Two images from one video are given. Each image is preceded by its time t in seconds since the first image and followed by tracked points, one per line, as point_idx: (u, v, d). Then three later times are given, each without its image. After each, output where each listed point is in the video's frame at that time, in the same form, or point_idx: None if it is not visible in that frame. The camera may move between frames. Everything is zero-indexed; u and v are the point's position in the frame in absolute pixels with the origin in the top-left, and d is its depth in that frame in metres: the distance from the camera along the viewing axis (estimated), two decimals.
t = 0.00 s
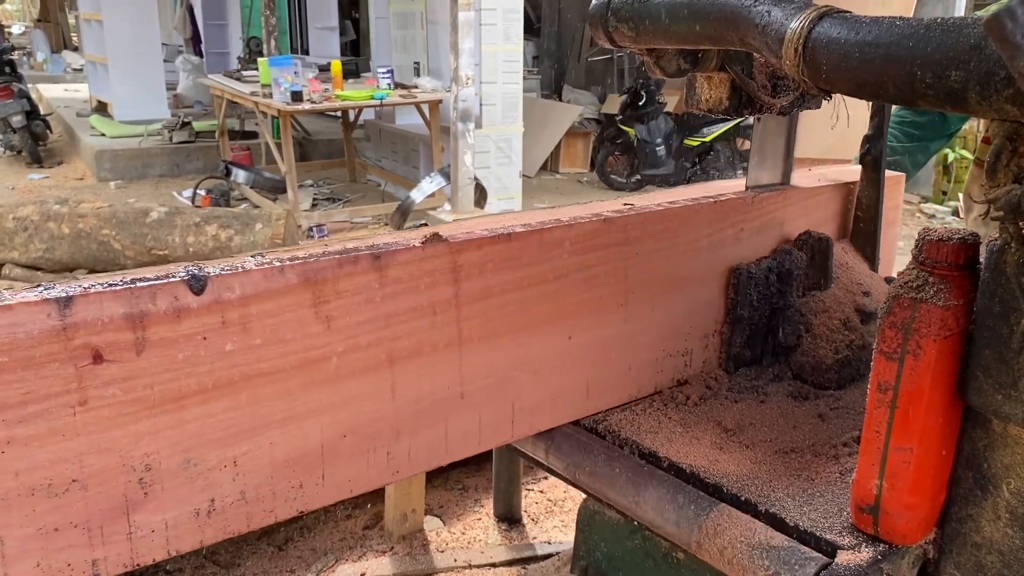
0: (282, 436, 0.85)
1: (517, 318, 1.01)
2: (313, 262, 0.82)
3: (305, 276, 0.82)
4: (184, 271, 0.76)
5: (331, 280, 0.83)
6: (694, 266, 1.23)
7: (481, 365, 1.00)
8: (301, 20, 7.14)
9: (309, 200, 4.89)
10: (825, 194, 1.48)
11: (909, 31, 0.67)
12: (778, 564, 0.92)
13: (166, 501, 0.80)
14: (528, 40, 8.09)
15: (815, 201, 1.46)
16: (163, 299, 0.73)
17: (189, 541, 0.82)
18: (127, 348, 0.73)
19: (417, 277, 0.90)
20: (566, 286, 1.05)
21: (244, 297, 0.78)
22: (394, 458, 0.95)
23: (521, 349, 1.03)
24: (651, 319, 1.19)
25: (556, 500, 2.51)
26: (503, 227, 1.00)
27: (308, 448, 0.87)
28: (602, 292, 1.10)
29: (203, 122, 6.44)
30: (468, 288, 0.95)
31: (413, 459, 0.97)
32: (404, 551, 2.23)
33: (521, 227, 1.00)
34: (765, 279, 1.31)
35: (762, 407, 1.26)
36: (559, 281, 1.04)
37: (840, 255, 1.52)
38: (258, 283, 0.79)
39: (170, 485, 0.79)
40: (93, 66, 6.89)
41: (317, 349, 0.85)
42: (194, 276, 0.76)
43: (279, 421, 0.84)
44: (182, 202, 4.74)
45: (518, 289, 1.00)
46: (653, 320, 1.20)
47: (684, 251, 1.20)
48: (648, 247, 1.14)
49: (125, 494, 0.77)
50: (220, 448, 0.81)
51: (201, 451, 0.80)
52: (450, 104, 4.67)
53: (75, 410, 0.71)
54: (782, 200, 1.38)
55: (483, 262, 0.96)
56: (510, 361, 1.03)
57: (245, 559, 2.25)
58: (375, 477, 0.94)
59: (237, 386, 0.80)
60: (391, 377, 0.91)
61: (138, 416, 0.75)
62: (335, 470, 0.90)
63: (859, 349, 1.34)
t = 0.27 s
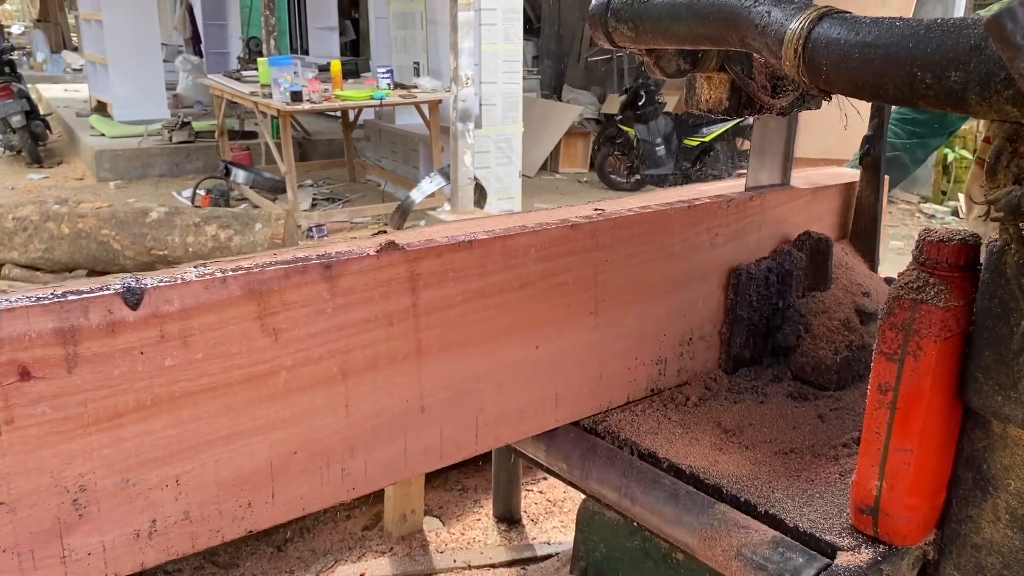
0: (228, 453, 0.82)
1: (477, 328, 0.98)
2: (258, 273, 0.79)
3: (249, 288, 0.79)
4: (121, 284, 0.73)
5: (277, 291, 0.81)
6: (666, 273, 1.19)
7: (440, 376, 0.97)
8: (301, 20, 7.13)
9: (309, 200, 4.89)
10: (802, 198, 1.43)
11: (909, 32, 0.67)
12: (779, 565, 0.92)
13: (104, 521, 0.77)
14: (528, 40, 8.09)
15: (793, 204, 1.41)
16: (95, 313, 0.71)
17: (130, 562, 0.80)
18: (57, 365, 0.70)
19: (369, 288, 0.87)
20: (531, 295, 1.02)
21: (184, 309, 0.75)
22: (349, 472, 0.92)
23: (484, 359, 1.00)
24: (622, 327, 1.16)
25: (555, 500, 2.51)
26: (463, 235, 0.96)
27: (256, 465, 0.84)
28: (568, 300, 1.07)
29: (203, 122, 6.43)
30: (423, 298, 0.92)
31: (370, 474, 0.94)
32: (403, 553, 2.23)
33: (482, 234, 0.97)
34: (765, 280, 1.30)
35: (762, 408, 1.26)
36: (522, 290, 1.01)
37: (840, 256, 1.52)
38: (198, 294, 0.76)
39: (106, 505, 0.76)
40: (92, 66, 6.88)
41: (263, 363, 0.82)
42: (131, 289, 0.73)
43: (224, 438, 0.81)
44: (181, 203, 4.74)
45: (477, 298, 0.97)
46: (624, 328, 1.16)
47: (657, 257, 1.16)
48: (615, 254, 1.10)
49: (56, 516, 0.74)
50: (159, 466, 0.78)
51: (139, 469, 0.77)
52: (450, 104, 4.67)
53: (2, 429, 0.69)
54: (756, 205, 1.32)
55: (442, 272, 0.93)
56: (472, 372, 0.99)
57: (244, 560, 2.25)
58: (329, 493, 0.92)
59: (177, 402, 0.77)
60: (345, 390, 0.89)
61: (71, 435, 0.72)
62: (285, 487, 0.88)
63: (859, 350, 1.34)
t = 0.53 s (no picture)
0: (171, 472, 0.78)
1: (439, 340, 0.93)
2: (201, 283, 0.74)
3: (190, 299, 0.74)
4: (51, 296, 0.68)
5: (220, 303, 0.76)
6: (640, 280, 1.14)
7: (399, 389, 0.92)
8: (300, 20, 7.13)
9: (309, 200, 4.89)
10: (786, 202, 1.37)
11: (909, 33, 0.66)
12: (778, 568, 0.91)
13: (37, 544, 0.72)
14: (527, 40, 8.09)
15: (777, 207, 1.36)
16: (22, 328, 0.66)
17: None
18: None
19: (321, 299, 0.82)
20: (495, 303, 0.97)
21: (119, 322, 0.71)
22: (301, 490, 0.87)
23: (447, 372, 0.95)
24: (593, 336, 1.11)
25: (555, 501, 2.50)
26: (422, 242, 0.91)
27: (200, 484, 0.80)
28: (536, 309, 1.02)
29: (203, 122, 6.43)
30: (380, 308, 0.87)
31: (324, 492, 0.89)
32: (402, 554, 2.23)
33: (442, 241, 0.92)
34: (764, 281, 1.30)
35: (762, 409, 1.26)
36: (487, 299, 0.96)
37: (840, 257, 1.51)
38: (136, 307, 0.71)
39: (38, 528, 0.72)
40: (92, 66, 6.88)
41: (206, 378, 0.77)
42: (62, 303, 0.68)
43: (166, 456, 0.77)
44: (180, 203, 4.73)
45: (435, 309, 0.92)
46: (612, 333, 1.14)
47: (631, 265, 1.11)
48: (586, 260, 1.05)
49: None
50: (94, 486, 0.74)
51: (75, 490, 0.73)
52: (450, 104, 4.66)
53: None
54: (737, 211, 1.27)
55: (401, 280, 0.88)
56: (432, 385, 0.95)
57: (243, 561, 2.24)
58: (281, 512, 0.87)
59: (111, 420, 0.73)
60: (296, 406, 0.84)
61: None
62: (232, 507, 0.83)
63: (859, 351, 1.33)
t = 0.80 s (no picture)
0: (109, 490, 0.74)
1: (395, 350, 0.90)
2: (137, 293, 0.71)
3: (125, 309, 0.71)
4: None
5: (158, 313, 0.73)
6: (610, 285, 1.11)
7: (355, 401, 0.89)
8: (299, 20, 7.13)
9: (308, 199, 4.89)
10: (765, 206, 1.33)
11: (909, 31, 0.66)
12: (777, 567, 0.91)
13: None
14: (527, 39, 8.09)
15: (756, 210, 1.32)
16: None
17: None
18: None
19: (267, 309, 0.79)
20: (455, 312, 0.94)
21: (49, 334, 0.67)
22: (250, 507, 0.84)
23: (405, 383, 0.92)
24: (562, 344, 1.08)
25: (554, 501, 2.50)
26: (377, 248, 0.88)
27: (140, 503, 0.77)
28: (500, 317, 0.99)
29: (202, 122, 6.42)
30: (330, 317, 0.84)
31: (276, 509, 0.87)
32: (400, 554, 2.23)
33: (398, 248, 0.89)
34: (763, 281, 1.30)
35: (761, 409, 1.25)
36: (446, 307, 0.93)
37: (839, 257, 1.51)
38: (66, 318, 0.68)
39: None
40: (91, 66, 6.87)
41: (144, 392, 0.74)
42: None
43: (104, 474, 0.74)
44: (179, 202, 4.73)
45: (390, 318, 0.89)
46: (606, 334, 1.13)
47: (600, 271, 1.08)
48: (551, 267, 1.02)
49: None
50: (23, 506, 0.70)
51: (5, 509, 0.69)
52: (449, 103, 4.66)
53: None
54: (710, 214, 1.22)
55: (353, 288, 0.85)
56: (389, 396, 0.92)
57: (242, 561, 2.24)
58: (229, 530, 0.84)
59: (41, 436, 0.69)
60: (242, 420, 0.81)
61: None
62: (175, 526, 0.80)
63: (858, 351, 1.33)
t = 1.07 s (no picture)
0: (70, 500, 0.75)
1: (369, 357, 0.90)
2: (98, 299, 0.71)
3: (86, 316, 0.71)
4: None
5: (120, 320, 0.73)
6: (591, 291, 1.10)
7: (327, 409, 0.89)
8: (299, 20, 7.12)
9: (308, 199, 4.89)
10: (752, 208, 1.31)
11: (907, 31, 0.66)
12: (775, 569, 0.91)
13: None
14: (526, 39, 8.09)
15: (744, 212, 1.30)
16: None
17: None
18: None
19: (232, 316, 0.79)
20: (431, 319, 0.94)
21: (6, 341, 0.68)
22: (218, 517, 0.85)
23: (380, 390, 0.92)
24: (542, 348, 1.07)
25: (553, 502, 2.50)
26: (351, 252, 0.88)
27: (102, 513, 0.77)
28: (477, 322, 0.98)
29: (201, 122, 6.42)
30: (300, 324, 0.84)
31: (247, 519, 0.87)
32: (399, 555, 2.22)
33: (372, 252, 0.89)
34: (762, 281, 1.30)
35: (760, 409, 1.25)
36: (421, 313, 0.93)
37: (838, 257, 1.51)
38: (23, 325, 0.68)
39: None
40: (91, 66, 6.87)
41: (107, 401, 0.74)
42: None
43: (65, 482, 0.74)
44: (178, 202, 4.73)
45: (363, 323, 0.88)
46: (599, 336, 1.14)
47: (581, 276, 1.08)
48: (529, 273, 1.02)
49: None
50: None
51: None
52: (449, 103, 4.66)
53: None
54: (694, 217, 1.20)
55: (324, 293, 0.85)
56: (364, 404, 0.91)
57: (240, 562, 2.24)
58: (197, 540, 0.84)
59: (1, 445, 0.69)
60: (209, 428, 0.81)
61: None
62: (140, 535, 0.80)
63: (858, 352, 1.33)
